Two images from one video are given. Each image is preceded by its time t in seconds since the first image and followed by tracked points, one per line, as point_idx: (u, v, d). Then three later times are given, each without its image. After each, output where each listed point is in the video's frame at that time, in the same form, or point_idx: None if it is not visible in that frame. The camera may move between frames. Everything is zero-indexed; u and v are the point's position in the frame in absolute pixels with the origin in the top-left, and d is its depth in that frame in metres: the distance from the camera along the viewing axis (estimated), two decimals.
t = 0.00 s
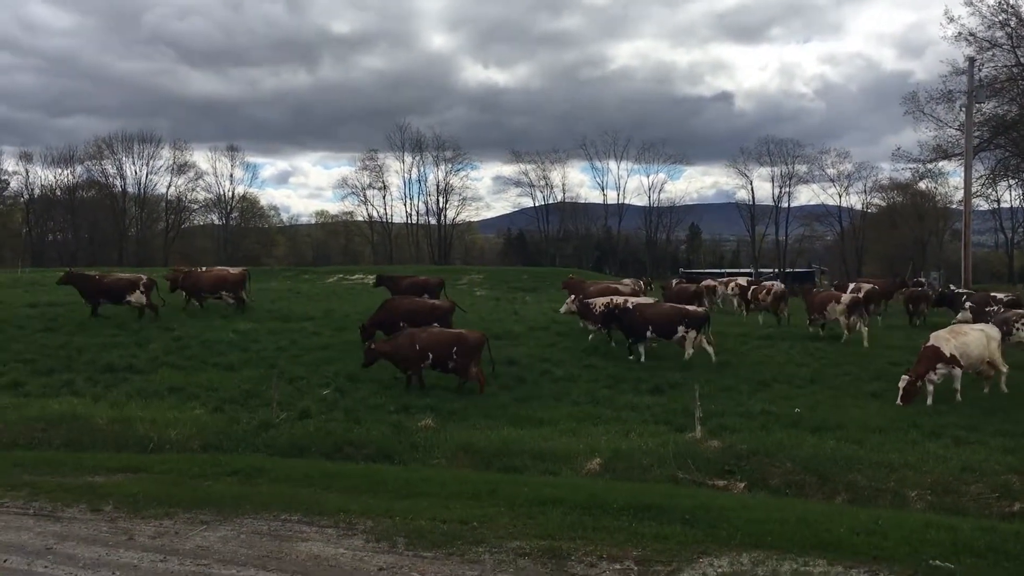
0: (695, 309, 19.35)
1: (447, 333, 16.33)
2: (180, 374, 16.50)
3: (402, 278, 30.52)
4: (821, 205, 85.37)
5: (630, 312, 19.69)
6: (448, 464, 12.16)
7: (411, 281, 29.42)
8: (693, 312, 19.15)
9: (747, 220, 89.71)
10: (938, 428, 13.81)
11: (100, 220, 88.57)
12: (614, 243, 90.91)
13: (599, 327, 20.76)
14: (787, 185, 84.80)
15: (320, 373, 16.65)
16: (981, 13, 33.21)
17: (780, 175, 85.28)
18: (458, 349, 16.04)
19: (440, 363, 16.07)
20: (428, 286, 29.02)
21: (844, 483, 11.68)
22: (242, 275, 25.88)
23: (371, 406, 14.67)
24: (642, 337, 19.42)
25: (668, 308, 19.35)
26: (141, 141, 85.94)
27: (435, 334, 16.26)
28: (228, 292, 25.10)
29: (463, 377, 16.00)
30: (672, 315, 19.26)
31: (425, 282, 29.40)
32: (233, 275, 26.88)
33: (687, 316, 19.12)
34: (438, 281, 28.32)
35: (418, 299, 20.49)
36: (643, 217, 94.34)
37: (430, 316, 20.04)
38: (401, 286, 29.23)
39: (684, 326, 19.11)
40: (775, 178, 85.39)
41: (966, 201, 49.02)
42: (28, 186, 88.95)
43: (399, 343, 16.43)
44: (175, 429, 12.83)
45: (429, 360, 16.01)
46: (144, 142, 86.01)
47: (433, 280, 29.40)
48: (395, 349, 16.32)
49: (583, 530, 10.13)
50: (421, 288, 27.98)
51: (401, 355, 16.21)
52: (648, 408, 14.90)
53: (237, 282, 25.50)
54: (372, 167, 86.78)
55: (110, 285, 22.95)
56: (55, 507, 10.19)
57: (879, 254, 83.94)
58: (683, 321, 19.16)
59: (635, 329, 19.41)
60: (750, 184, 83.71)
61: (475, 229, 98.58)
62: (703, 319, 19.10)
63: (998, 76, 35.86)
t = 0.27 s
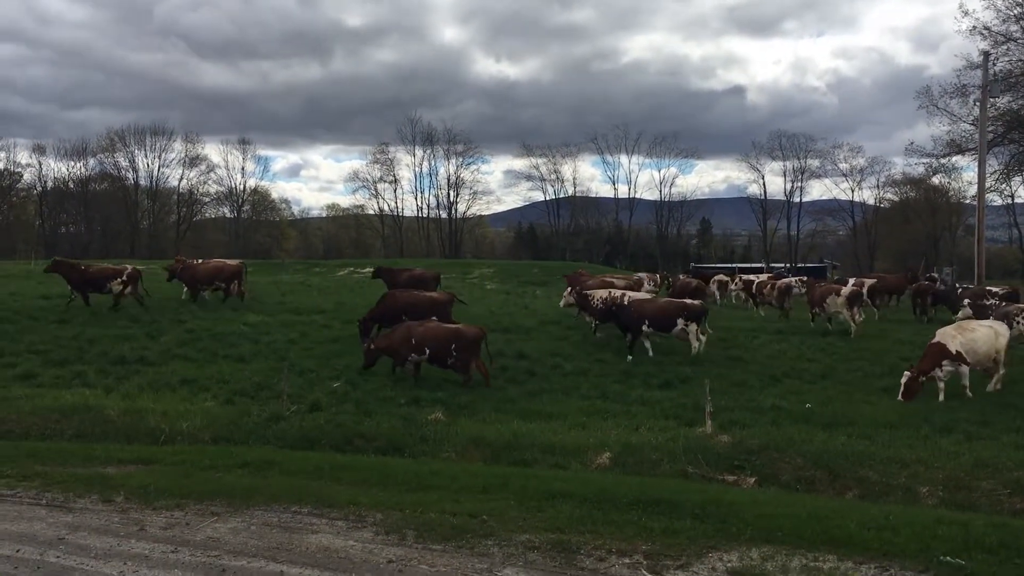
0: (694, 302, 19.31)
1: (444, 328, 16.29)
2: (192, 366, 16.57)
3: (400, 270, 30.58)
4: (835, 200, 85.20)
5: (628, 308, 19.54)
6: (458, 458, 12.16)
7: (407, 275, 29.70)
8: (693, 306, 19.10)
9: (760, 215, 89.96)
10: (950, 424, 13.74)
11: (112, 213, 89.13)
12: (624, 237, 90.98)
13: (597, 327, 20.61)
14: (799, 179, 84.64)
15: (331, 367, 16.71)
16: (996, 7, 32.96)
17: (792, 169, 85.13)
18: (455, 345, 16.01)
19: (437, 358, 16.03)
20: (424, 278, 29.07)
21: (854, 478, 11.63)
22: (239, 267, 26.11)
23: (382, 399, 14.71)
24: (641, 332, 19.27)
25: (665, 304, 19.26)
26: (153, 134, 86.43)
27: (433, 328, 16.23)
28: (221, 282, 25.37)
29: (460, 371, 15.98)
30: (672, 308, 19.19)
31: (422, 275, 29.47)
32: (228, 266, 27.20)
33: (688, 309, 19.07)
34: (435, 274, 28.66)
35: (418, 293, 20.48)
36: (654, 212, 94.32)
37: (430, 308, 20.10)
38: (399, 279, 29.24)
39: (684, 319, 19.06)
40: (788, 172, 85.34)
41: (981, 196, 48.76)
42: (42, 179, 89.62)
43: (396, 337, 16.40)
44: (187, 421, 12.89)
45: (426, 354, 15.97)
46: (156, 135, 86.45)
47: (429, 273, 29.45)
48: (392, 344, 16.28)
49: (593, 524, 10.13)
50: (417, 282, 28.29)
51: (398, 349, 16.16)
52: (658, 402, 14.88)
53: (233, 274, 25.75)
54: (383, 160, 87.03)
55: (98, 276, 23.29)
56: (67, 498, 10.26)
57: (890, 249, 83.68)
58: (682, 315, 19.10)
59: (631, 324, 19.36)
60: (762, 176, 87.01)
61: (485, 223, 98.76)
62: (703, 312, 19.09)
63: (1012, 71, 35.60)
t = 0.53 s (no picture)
0: (685, 293, 19.16)
1: (437, 317, 16.25)
2: (198, 354, 16.59)
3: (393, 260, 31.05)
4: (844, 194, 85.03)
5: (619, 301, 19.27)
6: (462, 448, 12.17)
7: (400, 264, 30.15)
8: (684, 297, 18.97)
9: (767, 207, 90.68)
10: (954, 418, 13.73)
11: (118, 201, 89.28)
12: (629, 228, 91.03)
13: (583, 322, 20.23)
14: (805, 172, 84.53)
15: (336, 356, 16.72)
16: None
17: (799, 161, 85.02)
18: (449, 335, 16.01)
19: (431, 348, 16.01)
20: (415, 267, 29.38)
21: (858, 471, 11.64)
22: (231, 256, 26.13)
23: (387, 388, 14.73)
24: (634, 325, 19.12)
25: (656, 295, 19.09)
26: (159, 122, 86.52)
27: (426, 317, 16.20)
28: (211, 271, 25.54)
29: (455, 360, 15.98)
30: (663, 299, 19.01)
31: (414, 263, 29.78)
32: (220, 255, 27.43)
33: (679, 301, 18.93)
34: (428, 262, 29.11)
35: (411, 282, 20.52)
36: (660, 204, 94.39)
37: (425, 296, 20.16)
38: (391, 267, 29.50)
39: (675, 311, 18.91)
40: (795, 164, 85.40)
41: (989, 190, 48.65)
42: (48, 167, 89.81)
43: (390, 327, 16.34)
44: (191, 409, 12.91)
45: (420, 343, 15.95)
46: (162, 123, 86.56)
47: (421, 261, 29.77)
48: (386, 334, 16.25)
49: (596, 515, 10.15)
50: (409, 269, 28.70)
51: (393, 339, 16.14)
52: (663, 394, 14.89)
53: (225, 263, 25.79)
54: (389, 150, 87.04)
55: (77, 263, 23.46)
56: (72, 485, 10.30)
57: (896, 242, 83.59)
58: (672, 307, 18.97)
59: (623, 316, 19.13)
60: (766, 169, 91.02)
61: (490, 214, 98.83)
62: (694, 304, 18.99)
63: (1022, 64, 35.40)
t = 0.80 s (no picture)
0: (664, 283, 19.33)
1: (426, 305, 16.21)
2: (196, 341, 16.59)
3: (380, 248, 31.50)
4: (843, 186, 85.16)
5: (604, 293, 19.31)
6: (460, 437, 12.19)
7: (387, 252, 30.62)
8: (663, 287, 19.13)
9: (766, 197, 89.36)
10: (951, 410, 13.76)
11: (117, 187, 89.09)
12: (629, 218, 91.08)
13: (568, 315, 20.28)
14: (805, 163, 84.51)
15: (335, 344, 16.73)
16: None
17: (799, 152, 84.97)
18: (438, 322, 15.97)
19: (420, 335, 16.03)
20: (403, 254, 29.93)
21: (855, 462, 11.66)
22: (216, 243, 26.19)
23: (385, 376, 14.74)
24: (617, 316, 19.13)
25: (638, 285, 19.20)
26: (158, 108, 86.27)
27: (416, 305, 16.16)
28: (198, 258, 25.64)
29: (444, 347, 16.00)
30: (644, 290, 19.13)
31: (402, 251, 30.33)
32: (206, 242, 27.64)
33: (658, 290, 19.06)
34: (416, 250, 29.61)
35: (404, 269, 20.48)
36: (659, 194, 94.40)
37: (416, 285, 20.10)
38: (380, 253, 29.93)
39: (655, 301, 19.02)
40: (795, 155, 85.38)
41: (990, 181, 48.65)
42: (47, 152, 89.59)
43: (382, 314, 16.35)
44: (189, 396, 12.92)
45: (409, 332, 15.96)
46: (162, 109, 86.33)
47: (409, 248, 30.39)
48: (377, 322, 16.28)
49: (593, 504, 10.18)
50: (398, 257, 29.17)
51: (383, 327, 16.16)
52: (661, 384, 14.92)
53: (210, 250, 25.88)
54: (388, 138, 86.89)
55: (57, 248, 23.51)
56: (70, 470, 10.31)
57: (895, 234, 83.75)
58: (654, 296, 19.06)
59: (607, 307, 19.19)
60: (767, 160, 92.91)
61: (490, 203, 98.80)
62: (672, 293, 19.20)
63: None
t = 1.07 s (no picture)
0: (645, 275, 19.37)
1: (416, 296, 16.42)
2: (193, 332, 16.56)
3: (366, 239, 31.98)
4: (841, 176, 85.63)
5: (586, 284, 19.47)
6: (456, 428, 12.20)
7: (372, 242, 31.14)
8: (644, 279, 19.13)
9: (764, 188, 90.21)
10: (946, 403, 13.81)
11: (113, 177, 88.82)
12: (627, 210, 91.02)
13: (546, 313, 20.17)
14: (804, 156, 84.46)
15: (331, 335, 16.73)
16: None
17: (797, 145, 84.91)
18: (428, 312, 16.19)
19: (410, 326, 16.21)
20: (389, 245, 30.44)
21: (851, 455, 11.70)
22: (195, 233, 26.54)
23: (381, 367, 14.75)
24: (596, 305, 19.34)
25: (616, 276, 19.33)
26: (155, 98, 85.94)
27: (405, 296, 16.35)
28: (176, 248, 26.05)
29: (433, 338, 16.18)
30: (624, 280, 19.23)
31: (388, 241, 30.80)
32: (187, 232, 27.96)
33: (638, 282, 19.10)
34: (401, 240, 30.17)
35: (399, 260, 20.56)
36: (658, 186, 94.40)
37: (411, 276, 20.28)
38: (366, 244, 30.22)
39: (634, 292, 19.09)
40: (792, 148, 85.24)
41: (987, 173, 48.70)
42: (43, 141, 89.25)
43: (371, 305, 16.41)
44: (186, 387, 12.91)
45: (399, 322, 16.13)
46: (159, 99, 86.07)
47: (395, 239, 30.90)
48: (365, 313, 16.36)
49: (589, 495, 10.21)
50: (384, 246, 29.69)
51: (371, 318, 16.25)
52: (656, 376, 14.94)
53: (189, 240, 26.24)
54: (386, 129, 86.70)
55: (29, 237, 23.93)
56: (66, 460, 10.30)
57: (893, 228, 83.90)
58: (633, 287, 19.16)
59: (583, 297, 19.36)
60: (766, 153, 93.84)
61: (488, 195, 98.73)
62: (653, 285, 19.17)
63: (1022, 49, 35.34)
